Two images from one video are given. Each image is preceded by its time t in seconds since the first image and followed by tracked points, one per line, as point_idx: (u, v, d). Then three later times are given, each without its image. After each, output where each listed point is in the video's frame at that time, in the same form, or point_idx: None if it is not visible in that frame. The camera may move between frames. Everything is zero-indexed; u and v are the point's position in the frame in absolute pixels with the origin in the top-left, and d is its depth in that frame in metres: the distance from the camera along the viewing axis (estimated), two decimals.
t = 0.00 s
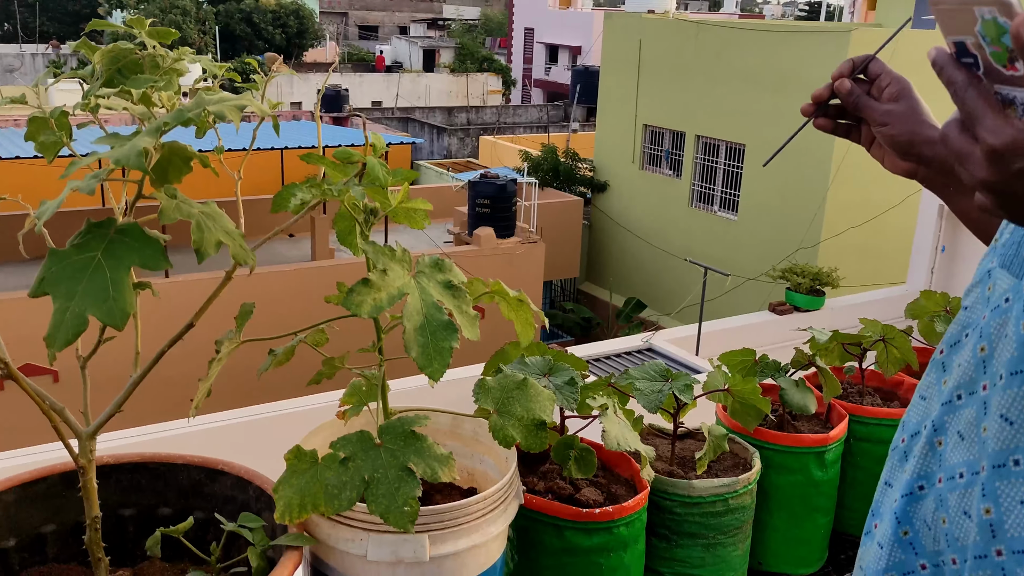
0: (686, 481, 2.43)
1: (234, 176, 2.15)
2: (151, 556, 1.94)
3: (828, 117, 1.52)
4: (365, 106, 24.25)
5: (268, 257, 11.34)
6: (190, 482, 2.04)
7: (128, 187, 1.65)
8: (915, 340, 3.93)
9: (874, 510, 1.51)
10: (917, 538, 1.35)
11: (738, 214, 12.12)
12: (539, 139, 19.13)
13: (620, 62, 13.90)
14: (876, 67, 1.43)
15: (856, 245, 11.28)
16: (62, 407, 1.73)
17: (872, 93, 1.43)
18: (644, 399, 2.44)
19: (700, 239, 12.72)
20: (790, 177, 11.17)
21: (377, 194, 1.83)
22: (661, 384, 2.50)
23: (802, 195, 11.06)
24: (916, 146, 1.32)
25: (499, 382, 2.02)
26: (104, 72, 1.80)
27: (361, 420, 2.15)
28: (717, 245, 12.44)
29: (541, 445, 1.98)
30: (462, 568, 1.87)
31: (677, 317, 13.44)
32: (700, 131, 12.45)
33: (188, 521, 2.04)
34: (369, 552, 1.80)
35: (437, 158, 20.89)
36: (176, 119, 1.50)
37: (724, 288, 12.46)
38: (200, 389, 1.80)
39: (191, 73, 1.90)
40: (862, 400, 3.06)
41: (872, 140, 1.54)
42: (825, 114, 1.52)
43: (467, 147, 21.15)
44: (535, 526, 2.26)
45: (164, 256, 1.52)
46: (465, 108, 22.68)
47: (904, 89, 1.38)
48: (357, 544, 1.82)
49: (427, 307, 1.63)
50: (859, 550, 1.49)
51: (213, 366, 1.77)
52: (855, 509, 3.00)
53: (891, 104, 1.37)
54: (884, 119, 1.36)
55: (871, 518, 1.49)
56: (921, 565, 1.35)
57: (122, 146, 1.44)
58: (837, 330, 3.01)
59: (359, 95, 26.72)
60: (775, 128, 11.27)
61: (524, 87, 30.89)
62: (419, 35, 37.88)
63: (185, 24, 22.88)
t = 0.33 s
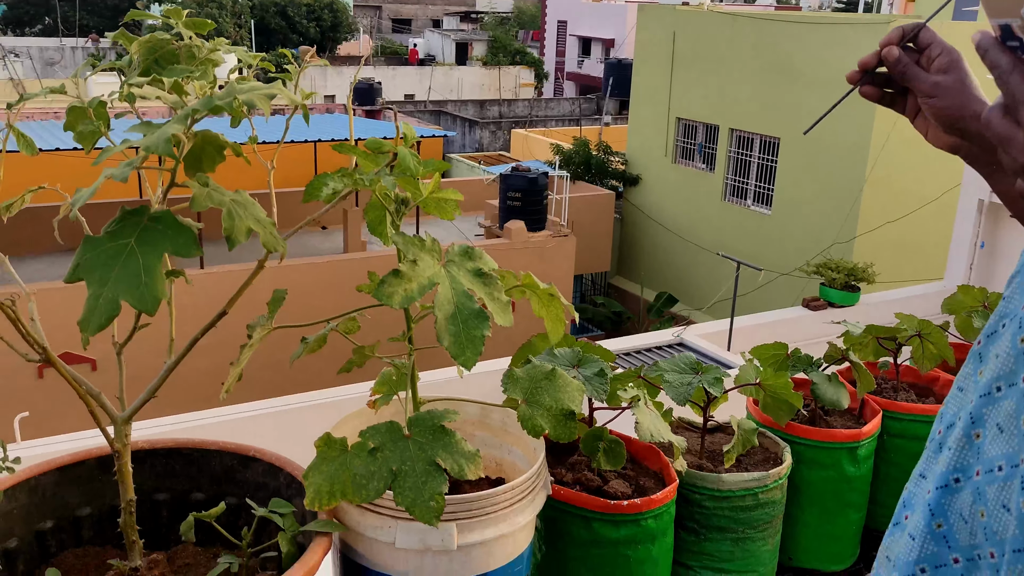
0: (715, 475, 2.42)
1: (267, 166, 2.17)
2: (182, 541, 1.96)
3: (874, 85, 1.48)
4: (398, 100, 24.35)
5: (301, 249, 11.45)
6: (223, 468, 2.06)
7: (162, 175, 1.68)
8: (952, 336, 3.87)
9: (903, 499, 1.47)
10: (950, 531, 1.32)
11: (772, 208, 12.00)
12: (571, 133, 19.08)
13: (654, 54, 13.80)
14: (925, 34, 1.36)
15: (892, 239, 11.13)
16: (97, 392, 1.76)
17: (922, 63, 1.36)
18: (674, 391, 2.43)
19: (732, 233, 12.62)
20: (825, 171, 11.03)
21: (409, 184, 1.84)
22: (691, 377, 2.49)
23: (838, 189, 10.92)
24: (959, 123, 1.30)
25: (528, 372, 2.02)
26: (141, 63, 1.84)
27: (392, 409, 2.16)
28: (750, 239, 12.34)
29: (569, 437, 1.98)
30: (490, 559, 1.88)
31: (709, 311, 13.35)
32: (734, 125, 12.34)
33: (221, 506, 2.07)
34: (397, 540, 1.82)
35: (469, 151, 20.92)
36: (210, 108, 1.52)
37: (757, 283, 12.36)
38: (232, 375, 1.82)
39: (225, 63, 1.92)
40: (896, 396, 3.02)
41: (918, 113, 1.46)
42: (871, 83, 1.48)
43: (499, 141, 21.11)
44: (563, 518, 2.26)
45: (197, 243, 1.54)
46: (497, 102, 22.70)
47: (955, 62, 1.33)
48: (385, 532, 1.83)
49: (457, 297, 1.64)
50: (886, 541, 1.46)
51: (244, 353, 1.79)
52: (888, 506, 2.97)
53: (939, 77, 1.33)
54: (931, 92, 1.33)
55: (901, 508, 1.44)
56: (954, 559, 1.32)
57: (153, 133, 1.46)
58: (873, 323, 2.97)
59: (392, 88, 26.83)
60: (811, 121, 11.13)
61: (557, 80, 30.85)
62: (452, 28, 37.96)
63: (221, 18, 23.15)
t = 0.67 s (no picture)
0: (744, 465, 2.38)
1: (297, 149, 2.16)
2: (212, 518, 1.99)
3: (911, 82, 1.49)
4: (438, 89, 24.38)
5: (340, 237, 11.55)
6: (253, 449, 2.09)
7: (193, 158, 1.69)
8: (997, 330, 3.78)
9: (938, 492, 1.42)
10: (987, 527, 1.27)
11: (814, 200, 11.81)
12: (611, 123, 18.96)
13: (697, 43, 13.66)
14: (962, 30, 1.41)
15: (937, 233, 10.90)
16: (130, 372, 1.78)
17: (960, 58, 1.41)
18: (705, 380, 2.40)
19: (774, 226, 12.44)
20: (870, 162, 10.83)
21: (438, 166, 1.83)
22: (723, 366, 2.45)
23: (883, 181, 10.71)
24: (1004, 114, 1.30)
25: (556, 358, 2.02)
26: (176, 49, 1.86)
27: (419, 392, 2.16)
28: (792, 231, 12.16)
29: (596, 424, 1.98)
30: (513, 543, 1.88)
31: (748, 304, 13.21)
32: (778, 115, 12.13)
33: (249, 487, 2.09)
34: (422, 523, 1.82)
35: (508, 141, 20.89)
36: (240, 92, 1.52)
37: (798, 276, 12.20)
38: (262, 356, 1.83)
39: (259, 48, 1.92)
40: (934, 390, 2.96)
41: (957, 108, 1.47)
42: (908, 79, 1.49)
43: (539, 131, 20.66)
44: (590, 505, 2.25)
45: (227, 227, 1.56)
46: (537, 91, 22.63)
47: (995, 54, 1.37)
48: (409, 514, 1.84)
49: (487, 278, 1.64)
50: (920, 536, 1.41)
51: (274, 335, 1.80)
52: (924, 502, 2.91)
53: (981, 69, 1.36)
54: (974, 85, 1.35)
55: (937, 502, 1.39)
56: (990, 556, 1.27)
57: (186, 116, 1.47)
58: (913, 315, 2.90)
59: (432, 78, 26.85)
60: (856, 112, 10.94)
61: (598, 70, 30.68)
62: (493, 16, 37.88)
63: (265, 8, 23.39)
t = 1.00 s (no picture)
0: (774, 456, 2.33)
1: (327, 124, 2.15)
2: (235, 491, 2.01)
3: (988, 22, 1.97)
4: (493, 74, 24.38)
5: (391, 220, 11.66)
6: (277, 425, 2.11)
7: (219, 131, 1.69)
8: None
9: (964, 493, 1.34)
10: (1013, 530, 1.20)
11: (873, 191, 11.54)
12: (665, 109, 18.76)
13: (756, 29, 13.41)
14: None
15: (998, 226, 10.55)
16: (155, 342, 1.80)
17: None
18: (735, 368, 2.36)
19: (830, 217, 12.19)
20: (931, 152, 10.53)
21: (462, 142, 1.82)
22: (754, 355, 2.40)
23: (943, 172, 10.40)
24: None
25: (580, 341, 1.99)
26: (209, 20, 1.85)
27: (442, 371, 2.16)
28: (849, 222, 11.90)
29: (619, 409, 1.94)
30: (531, 526, 1.86)
31: (800, 295, 13.00)
32: (837, 103, 11.83)
33: (272, 461, 2.11)
34: (437, 503, 1.82)
35: (561, 126, 20.82)
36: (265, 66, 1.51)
37: (854, 268, 11.95)
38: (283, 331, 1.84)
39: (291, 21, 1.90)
40: (977, 384, 2.86)
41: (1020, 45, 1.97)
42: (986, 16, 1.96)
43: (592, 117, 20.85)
44: (612, 491, 2.22)
45: (249, 200, 1.56)
46: (592, 77, 22.49)
47: None
48: (426, 493, 1.83)
49: (505, 258, 1.62)
50: (944, 539, 1.33)
51: (296, 310, 1.81)
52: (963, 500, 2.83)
53: None
54: None
55: (962, 502, 1.32)
56: (1016, 559, 1.20)
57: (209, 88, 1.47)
58: (956, 308, 2.81)
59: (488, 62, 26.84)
60: (917, 99, 10.64)
61: (654, 56, 30.40)
62: None
63: None
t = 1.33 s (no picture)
0: (816, 448, 2.27)
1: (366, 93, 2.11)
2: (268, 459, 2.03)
3: None
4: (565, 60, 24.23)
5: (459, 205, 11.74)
6: (311, 395, 2.13)
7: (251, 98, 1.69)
8: None
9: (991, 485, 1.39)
10: None
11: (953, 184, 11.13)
12: (740, 98, 18.40)
13: (838, 17, 13.04)
14: None
15: None
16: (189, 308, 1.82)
17: None
18: (778, 356, 2.28)
19: (908, 212, 11.81)
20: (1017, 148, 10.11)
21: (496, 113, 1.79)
22: (799, 343, 2.33)
23: None
24: None
25: (613, 322, 1.96)
26: None
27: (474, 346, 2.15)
28: (927, 217, 11.51)
29: (652, 391, 1.90)
30: (555, 506, 1.85)
31: (872, 291, 12.66)
32: (920, 93, 11.42)
33: (305, 431, 2.14)
34: (462, 478, 1.81)
35: (632, 114, 20.61)
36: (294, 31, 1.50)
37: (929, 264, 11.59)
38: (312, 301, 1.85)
39: None
40: None
41: None
42: None
43: (664, 104, 20.37)
44: (645, 476, 2.19)
45: (279, 167, 1.56)
46: (665, 64, 22.18)
47: None
48: (451, 468, 1.83)
49: (534, 231, 1.59)
50: (967, 527, 1.39)
51: (326, 280, 1.81)
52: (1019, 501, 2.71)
53: None
54: None
55: (986, 490, 1.37)
56: None
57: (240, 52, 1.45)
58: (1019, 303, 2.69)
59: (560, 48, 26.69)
60: (1005, 91, 10.20)
61: (731, 44, 29.88)
62: None
63: None
